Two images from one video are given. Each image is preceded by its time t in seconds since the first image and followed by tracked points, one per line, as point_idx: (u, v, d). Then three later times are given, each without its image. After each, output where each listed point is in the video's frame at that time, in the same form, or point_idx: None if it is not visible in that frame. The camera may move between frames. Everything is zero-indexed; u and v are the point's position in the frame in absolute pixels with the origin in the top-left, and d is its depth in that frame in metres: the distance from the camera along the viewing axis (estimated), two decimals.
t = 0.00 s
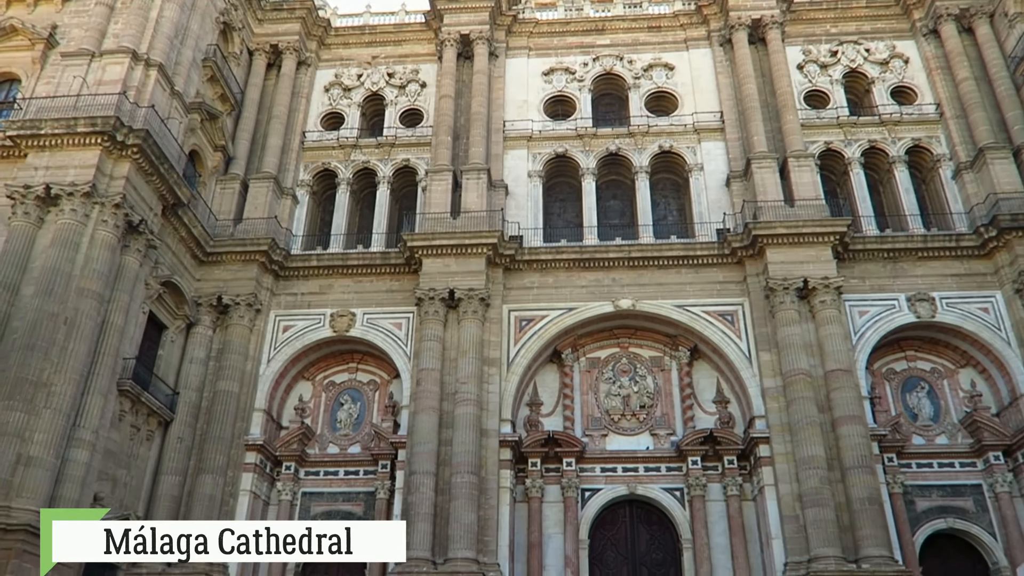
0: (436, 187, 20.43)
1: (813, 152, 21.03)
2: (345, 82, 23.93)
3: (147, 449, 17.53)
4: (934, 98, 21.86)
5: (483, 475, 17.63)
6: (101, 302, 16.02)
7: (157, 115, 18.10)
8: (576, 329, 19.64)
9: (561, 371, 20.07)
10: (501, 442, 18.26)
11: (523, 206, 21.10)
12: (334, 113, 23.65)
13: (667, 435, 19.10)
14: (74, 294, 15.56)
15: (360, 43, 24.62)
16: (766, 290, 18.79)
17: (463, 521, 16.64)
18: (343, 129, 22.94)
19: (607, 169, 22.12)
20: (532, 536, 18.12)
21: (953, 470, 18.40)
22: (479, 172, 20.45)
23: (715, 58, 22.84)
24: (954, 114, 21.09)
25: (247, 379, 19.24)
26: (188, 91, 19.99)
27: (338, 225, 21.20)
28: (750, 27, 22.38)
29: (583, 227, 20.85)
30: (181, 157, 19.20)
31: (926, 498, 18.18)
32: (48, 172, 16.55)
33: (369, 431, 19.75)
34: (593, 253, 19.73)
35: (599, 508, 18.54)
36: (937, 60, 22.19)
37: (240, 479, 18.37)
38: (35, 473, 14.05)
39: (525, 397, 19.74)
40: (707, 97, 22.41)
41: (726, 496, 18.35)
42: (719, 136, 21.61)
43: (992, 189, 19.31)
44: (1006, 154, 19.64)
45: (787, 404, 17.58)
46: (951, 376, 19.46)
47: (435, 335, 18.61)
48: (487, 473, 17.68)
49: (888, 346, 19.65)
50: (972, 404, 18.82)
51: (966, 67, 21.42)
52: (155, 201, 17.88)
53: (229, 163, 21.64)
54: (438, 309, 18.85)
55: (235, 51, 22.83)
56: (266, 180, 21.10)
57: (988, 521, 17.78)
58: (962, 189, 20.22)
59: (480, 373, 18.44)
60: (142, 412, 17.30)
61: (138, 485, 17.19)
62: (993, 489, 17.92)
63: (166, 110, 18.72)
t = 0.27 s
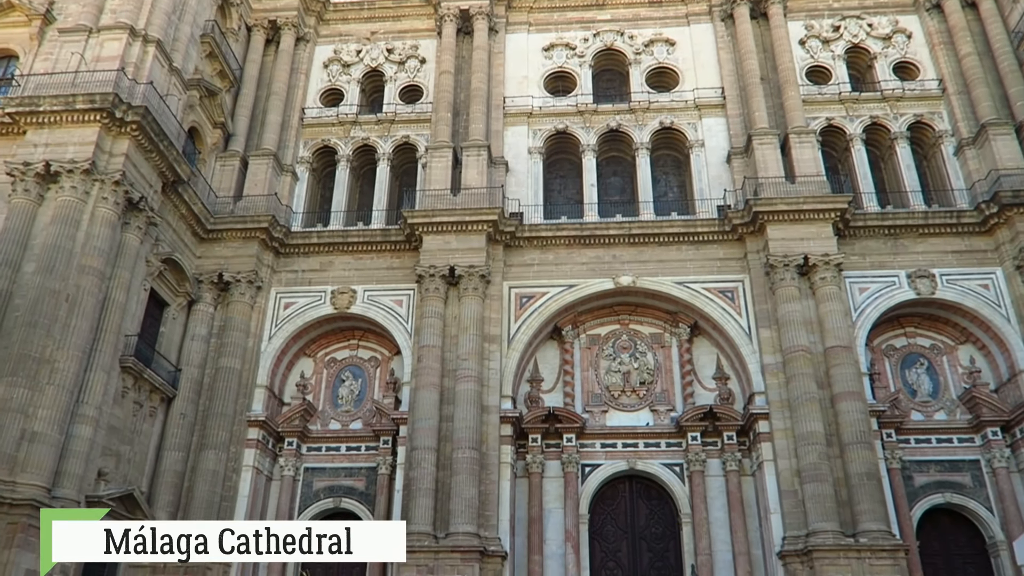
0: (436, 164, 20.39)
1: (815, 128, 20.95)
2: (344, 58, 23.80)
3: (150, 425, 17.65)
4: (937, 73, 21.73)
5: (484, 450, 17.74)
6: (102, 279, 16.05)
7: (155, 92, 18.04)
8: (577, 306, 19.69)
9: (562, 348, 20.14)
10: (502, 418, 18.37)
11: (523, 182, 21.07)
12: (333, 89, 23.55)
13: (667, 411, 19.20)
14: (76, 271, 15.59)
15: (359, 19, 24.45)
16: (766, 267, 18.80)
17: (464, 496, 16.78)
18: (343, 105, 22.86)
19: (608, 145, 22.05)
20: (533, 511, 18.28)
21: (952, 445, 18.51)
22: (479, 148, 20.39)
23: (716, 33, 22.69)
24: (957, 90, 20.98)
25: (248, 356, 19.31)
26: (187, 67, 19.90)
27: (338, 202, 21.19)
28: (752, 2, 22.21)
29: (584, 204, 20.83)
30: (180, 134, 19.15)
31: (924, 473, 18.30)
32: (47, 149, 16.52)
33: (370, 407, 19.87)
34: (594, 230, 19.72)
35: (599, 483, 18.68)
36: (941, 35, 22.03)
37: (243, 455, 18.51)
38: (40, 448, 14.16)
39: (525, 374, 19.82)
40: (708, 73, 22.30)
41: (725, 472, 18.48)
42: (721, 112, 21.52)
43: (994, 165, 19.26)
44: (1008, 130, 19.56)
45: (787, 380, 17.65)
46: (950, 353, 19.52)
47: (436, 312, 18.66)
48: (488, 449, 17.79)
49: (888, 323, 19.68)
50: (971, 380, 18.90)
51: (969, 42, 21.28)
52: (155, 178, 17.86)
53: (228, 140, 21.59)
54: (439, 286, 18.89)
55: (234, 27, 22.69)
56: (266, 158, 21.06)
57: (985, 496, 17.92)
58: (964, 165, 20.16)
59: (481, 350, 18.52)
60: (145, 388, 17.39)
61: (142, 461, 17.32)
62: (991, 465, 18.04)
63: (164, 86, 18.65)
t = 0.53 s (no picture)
0: (435, 142, 20.29)
1: (816, 106, 20.82)
2: (342, 35, 23.62)
3: (151, 403, 17.72)
4: (940, 49, 21.55)
5: (483, 428, 17.81)
6: (102, 258, 16.04)
7: (152, 70, 17.93)
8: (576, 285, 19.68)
9: (561, 326, 20.15)
10: (502, 396, 18.43)
11: (522, 160, 20.99)
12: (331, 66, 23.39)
13: (666, 389, 19.26)
14: (75, 250, 15.58)
15: None
16: (765, 245, 18.76)
17: (464, 474, 16.87)
18: (341, 82, 22.72)
19: (608, 123, 21.92)
20: (532, 489, 18.39)
21: (950, 423, 18.56)
22: (478, 126, 20.29)
23: (717, 9, 22.47)
24: (959, 67, 20.81)
25: (248, 334, 19.34)
26: (184, 44, 19.76)
27: (337, 180, 21.13)
28: None
29: (583, 182, 20.76)
30: (177, 112, 19.06)
31: (922, 451, 18.36)
32: (44, 127, 16.44)
33: (370, 385, 19.95)
34: (593, 208, 19.66)
35: (598, 461, 18.77)
36: (944, 10, 21.82)
37: (243, 433, 18.60)
38: (41, 427, 14.22)
39: (524, 352, 19.85)
40: (708, 49, 22.12)
41: (723, 450, 18.55)
42: (721, 89, 21.38)
43: (996, 142, 19.14)
44: (1011, 107, 19.42)
45: (786, 358, 17.66)
46: (949, 331, 19.52)
47: (435, 291, 18.65)
48: (488, 426, 17.85)
49: (887, 301, 19.66)
50: (970, 358, 18.92)
51: (973, 18, 21.07)
52: (153, 157, 17.80)
53: (226, 118, 21.49)
54: (438, 265, 18.88)
55: (230, 3, 22.49)
56: (264, 135, 20.96)
57: (982, 473, 18.01)
58: (966, 143, 20.05)
59: (480, 328, 18.53)
60: (145, 366, 17.43)
61: (143, 439, 17.40)
62: (988, 442, 18.11)
63: (161, 64, 18.54)
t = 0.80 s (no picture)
0: (432, 120, 20.19)
1: (814, 83, 20.75)
2: (338, 12, 23.41)
3: (149, 381, 17.75)
4: (939, 27, 21.44)
5: (481, 406, 17.88)
6: (97, 237, 15.99)
7: (146, 47, 17.79)
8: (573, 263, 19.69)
9: (558, 305, 20.18)
10: (499, 374, 18.49)
11: (519, 139, 20.92)
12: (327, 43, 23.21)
13: (662, 367, 19.34)
14: (71, 228, 15.53)
15: None
16: (763, 224, 18.77)
17: (461, 451, 16.96)
18: (337, 60, 22.56)
19: (605, 101, 21.83)
20: (529, 466, 18.51)
21: (944, 401, 18.68)
22: (475, 104, 20.18)
23: None
24: (959, 44, 20.73)
25: (245, 313, 19.33)
26: (178, 21, 19.58)
27: (334, 159, 21.05)
28: None
29: (581, 160, 20.70)
30: (172, 89, 18.91)
31: (916, 428, 18.50)
32: (38, 105, 16.32)
33: (367, 363, 19.99)
34: (591, 186, 19.62)
35: (594, 439, 18.88)
36: None
37: (241, 411, 18.65)
38: (39, 405, 14.25)
39: (522, 330, 19.90)
40: (707, 27, 22.00)
41: (719, 427, 18.67)
42: (720, 67, 21.29)
43: (994, 121, 19.11)
44: (1010, 85, 19.37)
45: (782, 336, 17.73)
46: (945, 309, 19.59)
47: (433, 270, 18.65)
48: (485, 404, 17.93)
49: (884, 279, 19.71)
50: (965, 336, 19.01)
51: None
52: (148, 135, 17.70)
53: (222, 96, 21.34)
54: (435, 243, 18.86)
55: None
56: (260, 113, 20.82)
57: (975, 450, 18.16)
58: (964, 121, 20.03)
59: (478, 307, 18.55)
60: (142, 345, 17.44)
61: (141, 417, 17.45)
62: (982, 420, 18.25)
63: (155, 40, 18.38)
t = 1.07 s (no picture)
0: (428, 97, 20.06)
1: (812, 61, 20.69)
2: None
3: (144, 360, 17.70)
4: (937, 5, 21.37)
5: (477, 384, 17.92)
6: (91, 215, 15.87)
7: (138, 22, 17.57)
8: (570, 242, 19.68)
9: (554, 283, 20.19)
10: (495, 352, 18.52)
11: (516, 116, 20.82)
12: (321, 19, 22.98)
13: (658, 345, 19.40)
14: (63, 206, 15.41)
15: None
16: (759, 202, 18.78)
17: (458, 429, 17.01)
18: (332, 36, 22.36)
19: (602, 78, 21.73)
20: (525, 444, 18.60)
21: (937, 378, 18.83)
22: (471, 81, 20.04)
23: None
24: (956, 22, 20.68)
25: (241, 292, 19.27)
26: None
27: (329, 136, 20.92)
28: None
29: (577, 138, 20.63)
30: (165, 66, 18.71)
31: (909, 405, 18.64)
32: (29, 81, 16.11)
33: (363, 342, 19.99)
34: (587, 165, 19.57)
35: (590, 416, 18.96)
36: None
37: (237, 389, 18.64)
38: (34, 383, 14.20)
39: (518, 309, 19.92)
40: (705, 4, 21.88)
41: (714, 405, 18.78)
42: (717, 45, 21.20)
43: (990, 99, 19.13)
44: (1007, 63, 19.35)
45: (777, 314, 17.80)
46: (939, 287, 19.70)
47: (429, 248, 18.61)
48: (481, 382, 17.97)
49: (878, 258, 19.78)
50: (959, 314, 19.13)
51: None
52: (141, 112, 17.52)
53: (215, 72, 21.13)
54: (431, 222, 18.80)
55: None
56: (253, 90, 20.63)
57: (967, 427, 18.33)
58: (960, 99, 20.03)
59: (474, 285, 18.54)
60: (137, 324, 17.37)
61: (137, 395, 17.43)
62: (974, 396, 18.41)
63: (147, 16, 18.16)
